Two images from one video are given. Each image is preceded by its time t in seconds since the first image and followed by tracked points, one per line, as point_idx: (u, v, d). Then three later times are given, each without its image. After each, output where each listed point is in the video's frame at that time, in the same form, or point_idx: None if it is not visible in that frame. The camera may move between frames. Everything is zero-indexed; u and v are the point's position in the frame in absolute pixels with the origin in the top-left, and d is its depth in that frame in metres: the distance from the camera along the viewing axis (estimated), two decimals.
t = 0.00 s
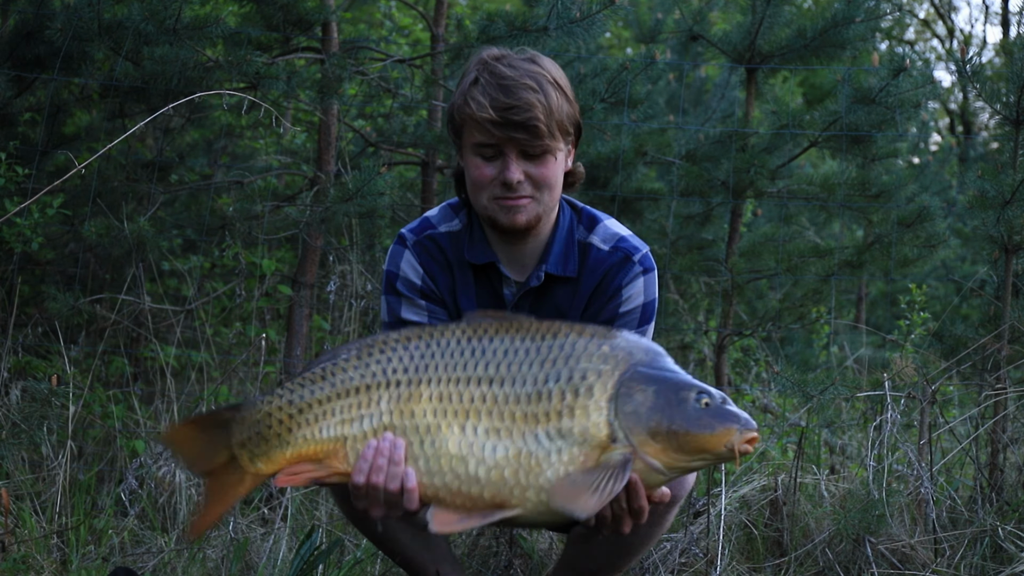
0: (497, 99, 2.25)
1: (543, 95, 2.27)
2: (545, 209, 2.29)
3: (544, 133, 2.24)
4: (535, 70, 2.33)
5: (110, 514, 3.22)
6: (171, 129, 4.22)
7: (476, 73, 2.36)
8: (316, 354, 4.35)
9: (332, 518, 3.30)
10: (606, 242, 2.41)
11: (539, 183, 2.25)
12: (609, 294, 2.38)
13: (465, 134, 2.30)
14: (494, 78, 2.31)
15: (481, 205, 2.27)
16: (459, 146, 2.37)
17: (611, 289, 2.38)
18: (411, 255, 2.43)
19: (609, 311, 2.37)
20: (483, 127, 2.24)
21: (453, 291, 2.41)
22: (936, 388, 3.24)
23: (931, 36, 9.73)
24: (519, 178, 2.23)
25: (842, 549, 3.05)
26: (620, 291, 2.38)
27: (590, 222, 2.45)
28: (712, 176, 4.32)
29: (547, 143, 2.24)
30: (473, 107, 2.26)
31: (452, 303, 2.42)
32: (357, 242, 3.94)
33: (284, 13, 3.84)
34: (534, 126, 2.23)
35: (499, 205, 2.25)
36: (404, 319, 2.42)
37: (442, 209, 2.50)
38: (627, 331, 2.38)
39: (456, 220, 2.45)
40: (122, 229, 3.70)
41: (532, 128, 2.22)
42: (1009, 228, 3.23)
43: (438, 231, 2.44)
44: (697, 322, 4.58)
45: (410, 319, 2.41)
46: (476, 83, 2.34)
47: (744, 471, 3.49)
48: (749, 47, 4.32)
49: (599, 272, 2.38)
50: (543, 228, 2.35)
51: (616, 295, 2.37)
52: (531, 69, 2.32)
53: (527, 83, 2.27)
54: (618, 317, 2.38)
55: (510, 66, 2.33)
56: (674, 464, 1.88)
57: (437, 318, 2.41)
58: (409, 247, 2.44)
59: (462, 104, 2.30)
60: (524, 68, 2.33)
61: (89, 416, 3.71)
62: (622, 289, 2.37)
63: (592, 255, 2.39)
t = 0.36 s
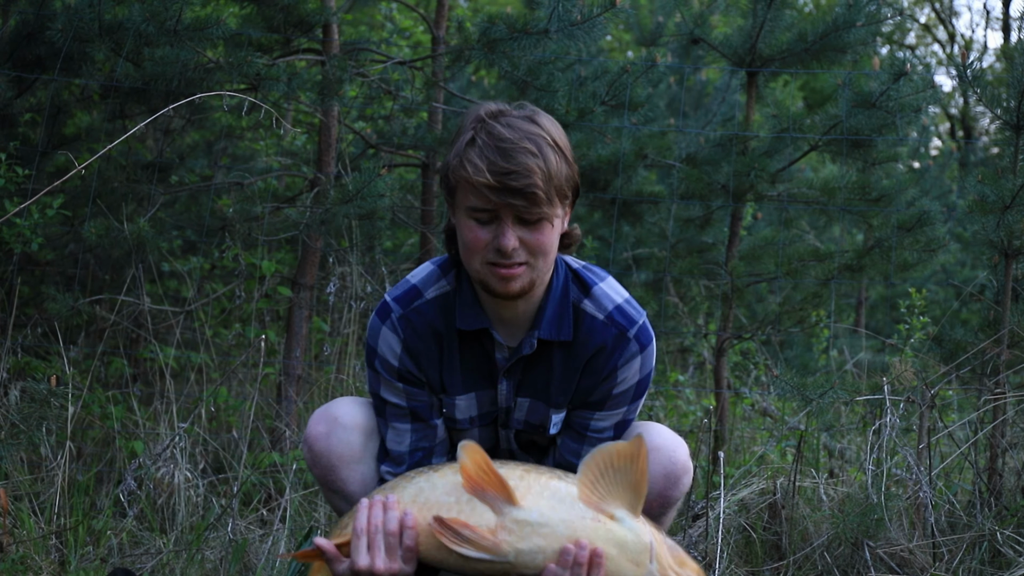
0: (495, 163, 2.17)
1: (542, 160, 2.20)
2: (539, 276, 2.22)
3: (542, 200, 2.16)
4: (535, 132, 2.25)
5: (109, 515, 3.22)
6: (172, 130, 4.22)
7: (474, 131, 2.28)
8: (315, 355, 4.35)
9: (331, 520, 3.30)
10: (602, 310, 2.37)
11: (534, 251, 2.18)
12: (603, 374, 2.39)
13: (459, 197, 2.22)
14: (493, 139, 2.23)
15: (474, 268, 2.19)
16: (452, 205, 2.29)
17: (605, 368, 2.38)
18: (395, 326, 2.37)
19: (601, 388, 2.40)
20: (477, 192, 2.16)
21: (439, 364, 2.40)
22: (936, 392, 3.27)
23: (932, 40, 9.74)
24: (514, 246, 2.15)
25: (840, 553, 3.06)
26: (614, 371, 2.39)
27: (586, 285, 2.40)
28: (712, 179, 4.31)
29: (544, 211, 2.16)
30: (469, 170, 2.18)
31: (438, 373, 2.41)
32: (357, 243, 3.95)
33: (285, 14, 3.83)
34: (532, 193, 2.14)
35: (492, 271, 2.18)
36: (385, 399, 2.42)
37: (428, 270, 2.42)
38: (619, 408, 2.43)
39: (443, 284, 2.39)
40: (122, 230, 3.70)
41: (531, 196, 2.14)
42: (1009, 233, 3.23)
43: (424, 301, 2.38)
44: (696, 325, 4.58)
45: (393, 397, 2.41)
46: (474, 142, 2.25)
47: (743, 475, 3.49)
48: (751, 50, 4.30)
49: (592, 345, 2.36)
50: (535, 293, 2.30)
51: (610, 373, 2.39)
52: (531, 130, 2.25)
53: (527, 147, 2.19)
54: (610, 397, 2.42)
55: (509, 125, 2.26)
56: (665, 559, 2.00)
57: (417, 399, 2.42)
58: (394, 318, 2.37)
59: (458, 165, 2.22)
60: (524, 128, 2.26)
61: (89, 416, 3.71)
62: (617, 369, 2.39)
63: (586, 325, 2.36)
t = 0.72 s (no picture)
0: (538, 200, 2.14)
1: (583, 200, 2.18)
2: (566, 314, 2.20)
3: (583, 240, 2.14)
4: (573, 169, 2.23)
5: (108, 512, 3.22)
6: (171, 127, 4.21)
7: (511, 165, 2.25)
8: (315, 352, 4.35)
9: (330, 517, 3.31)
10: (618, 346, 2.39)
11: (567, 289, 2.15)
12: (621, 411, 2.41)
13: (493, 230, 2.18)
14: (534, 174, 2.20)
15: (504, 303, 2.16)
16: (481, 237, 2.25)
17: (624, 405, 2.40)
18: (409, 363, 2.34)
19: (619, 424, 2.43)
20: (518, 226, 2.13)
21: (451, 400, 2.38)
22: (935, 389, 3.27)
23: (932, 37, 9.74)
24: (550, 284, 2.12)
25: (839, 549, 3.06)
26: (633, 408, 2.42)
27: (602, 321, 2.41)
28: (712, 175, 4.31)
29: (583, 250, 2.15)
30: (512, 204, 2.14)
31: (450, 409, 2.40)
32: (356, 240, 3.95)
33: (284, 11, 3.82)
34: (575, 232, 2.13)
35: (523, 306, 2.14)
36: (394, 434, 2.41)
37: (441, 306, 2.39)
38: (634, 440, 2.48)
39: (459, 319, 2.37)
40: (121, 227, 3.69)
41: (573, 236, 2.13)
42: (1008, 231, 3.23)
43: (438, 338, 2.35)
44: (696, 322, 4.58)
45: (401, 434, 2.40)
46: (512, 175, 2.22)
47: (741, 472, 3.50)
48: (750, 47, 4.31)
49: (610, 383, 2.37)
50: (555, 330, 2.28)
51: (629, 410, 2.41)
52: (570, 167, 2.24)
53: (569, 185, 2.18)
54: (626, 431, 2.45)
55: (547, 161, 2.24)
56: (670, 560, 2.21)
57: (427, 437, 2.41)
58: (408, 356, 2.34)
59: (497, 198, 2.18)
60: (563, 164, 2.24)
61: (88, 414, 3.71)
62: (635, 406, 2.41)
63: (603, 362, 2.37)
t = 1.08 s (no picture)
0: (552, 204, 2.08)
1: (595, 204, 2.13)
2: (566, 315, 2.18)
3: (592, 248, 2.10)
4: (586, 171, 2.18)
5: (107, 508, 3.22)
6: (168, 122, 4.20)
7: (525, 164, 2.18)
8: (314, 348, 4.35)
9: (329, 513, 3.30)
10: (620, 345, 2.38)
11: (570, 293, 2.12)
12: (619, 410, 2.40)
13: (501, 230, 2.13)
14: (547, 176, 2.14)
15: (504, 303, 2.13)
16: (486, 233, 2.20)
17: (623, 403, 2.39)
18: (405, 353, 2.35)
19: (617, 424, 2.43)
20: (530, 229, 2.07)
21: (448, 392, 2.39)
22: (934, 383, 3.26)
23: (932, 29, 9.72)
24: (554, 289, 2.09)
25: (838, 543, 3.05)
26: (632, 407, 2.41)
27: (604, 319, 2.40)
28: (711, 169, 4.30)
29: (592, 257, 2.11)
30: (524, 207, 2.08)
31: (446, 402, 2.41)
32: (355, 236, 3.94)
33: (281, 6, 3.81)
34: (587, 238, 2.08)
35: (525, 309, 2.12)
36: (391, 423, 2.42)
37: (442, 297, 2.40)
38: (631, 441, 2.46)
39: (458, 311, 2.37)
40: (119, 223, 3.69)
41: (584, 243, 2.08)
42: (1007, 224, 3.22)
43: (438, 328, 2.36)
44: (695, 316, 4.58)
45: (398, 424, 2.41)
46: (526, 176, 2.14)
47: (740, 467, 3.49)
48: (749, 41, 4.31)
49: (610, 381, 2.37)
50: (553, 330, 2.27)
51: (628, 409, 2.40)
52: (582, 168, 2.18)
53: (583, 189, 2.12)
54: (624, 431, 2.44)
55: (560, 161, 2.18)
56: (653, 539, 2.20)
57: (423, 426, 2.42)
58: (405, 345, 2.35)
59: (509, 200, 2.12)
60: (575, 166, 2.18)
61: (86, 410, 3.71)
62: (634, 404, 2.40)
63: (604, 359, 2.37)
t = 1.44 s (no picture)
0: (531, 234, 1.96)
1: (578, 232, 2.01)
2: (549, 328, 2.09)
3: (572, 280, 1.98)
4: (573, 195, 2.04)
5: (99, 510, 3.16)
6: (164, 120, 4.16)
7: (509, 189, 2.05)
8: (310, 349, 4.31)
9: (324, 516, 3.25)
10: (607, 354, 2.32)
11: (551, 313, 2.03)
12: (605, 421, 2.34)
13: (479, 253, 2.01)
14: (529, 203, 2.01)
15: (483, 316, 2.05)
16: (468, 246, 2.09)
17: (607, 415, 2.33)
18: (388, 344, 2.33)
19: (600, 435, 2.36)
20: (506, 258, 1.95)
21: (433, 384, 2.35)
22: (938, 386, 3.22)
23: (935, 32, 9.69)
24: (533, 313, 1.99)
25: (840, 550, 3.01)
26: (617, 419, 2.34)
27: (594, 327, 2.34)
28: (712, 170, 4.26)
29: (572, 286, 1.99)
30: (501, 236, 1.96)
31: (430, 396, 2.37)
32: (351, 236, 3.90)
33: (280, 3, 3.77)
34: (566, 273, 1.96)
35: (504, 325, 2.04)
36: (377, 414, 2.39)
37: (431, 290, 2.38)
38: (617, 454, 2.40)
39: (444, 308, 2.34)
40: (114, 221, 3.64)
41: (563, 276, 1.96)
42: (1012, 226, 3.17)
43: (423, 322, 2.33)
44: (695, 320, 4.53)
45: (383, 414, 2.38)
46: (508, 199, 2.02)
47: (741, 471, 3.44)
48: (751, 40, 4.27)
49: (594, 391, 2.31)
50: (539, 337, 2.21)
51: (612, 420, 2.34)
52: (568, 194, 2.04)
53: (566, 218, 1.99)
54: (609, 444, 2.38)
55: (545, 184, 2.04)
56: None
57: (408, 417, 2.38)
58: (389, 336, 2.33)
59: (487, 226, 2.00)
60: (560, 190, 2.04)
61: (79, 411, 3.66)
62: (620, 416, 2.34)
63: (590, 369, 2.31)
